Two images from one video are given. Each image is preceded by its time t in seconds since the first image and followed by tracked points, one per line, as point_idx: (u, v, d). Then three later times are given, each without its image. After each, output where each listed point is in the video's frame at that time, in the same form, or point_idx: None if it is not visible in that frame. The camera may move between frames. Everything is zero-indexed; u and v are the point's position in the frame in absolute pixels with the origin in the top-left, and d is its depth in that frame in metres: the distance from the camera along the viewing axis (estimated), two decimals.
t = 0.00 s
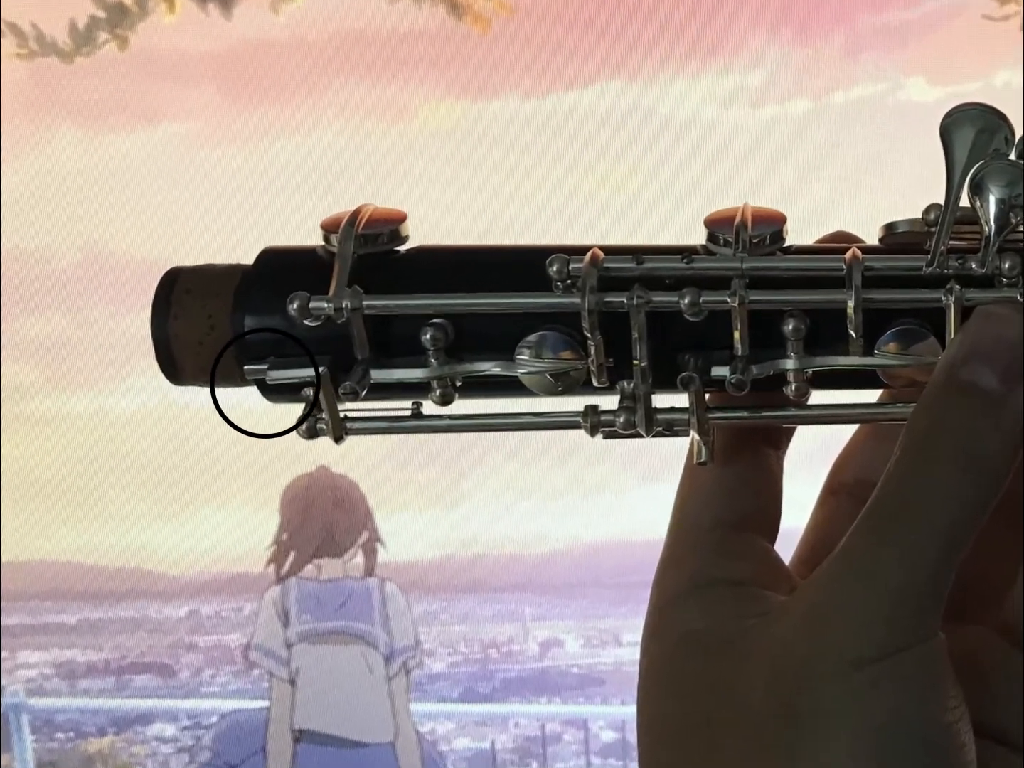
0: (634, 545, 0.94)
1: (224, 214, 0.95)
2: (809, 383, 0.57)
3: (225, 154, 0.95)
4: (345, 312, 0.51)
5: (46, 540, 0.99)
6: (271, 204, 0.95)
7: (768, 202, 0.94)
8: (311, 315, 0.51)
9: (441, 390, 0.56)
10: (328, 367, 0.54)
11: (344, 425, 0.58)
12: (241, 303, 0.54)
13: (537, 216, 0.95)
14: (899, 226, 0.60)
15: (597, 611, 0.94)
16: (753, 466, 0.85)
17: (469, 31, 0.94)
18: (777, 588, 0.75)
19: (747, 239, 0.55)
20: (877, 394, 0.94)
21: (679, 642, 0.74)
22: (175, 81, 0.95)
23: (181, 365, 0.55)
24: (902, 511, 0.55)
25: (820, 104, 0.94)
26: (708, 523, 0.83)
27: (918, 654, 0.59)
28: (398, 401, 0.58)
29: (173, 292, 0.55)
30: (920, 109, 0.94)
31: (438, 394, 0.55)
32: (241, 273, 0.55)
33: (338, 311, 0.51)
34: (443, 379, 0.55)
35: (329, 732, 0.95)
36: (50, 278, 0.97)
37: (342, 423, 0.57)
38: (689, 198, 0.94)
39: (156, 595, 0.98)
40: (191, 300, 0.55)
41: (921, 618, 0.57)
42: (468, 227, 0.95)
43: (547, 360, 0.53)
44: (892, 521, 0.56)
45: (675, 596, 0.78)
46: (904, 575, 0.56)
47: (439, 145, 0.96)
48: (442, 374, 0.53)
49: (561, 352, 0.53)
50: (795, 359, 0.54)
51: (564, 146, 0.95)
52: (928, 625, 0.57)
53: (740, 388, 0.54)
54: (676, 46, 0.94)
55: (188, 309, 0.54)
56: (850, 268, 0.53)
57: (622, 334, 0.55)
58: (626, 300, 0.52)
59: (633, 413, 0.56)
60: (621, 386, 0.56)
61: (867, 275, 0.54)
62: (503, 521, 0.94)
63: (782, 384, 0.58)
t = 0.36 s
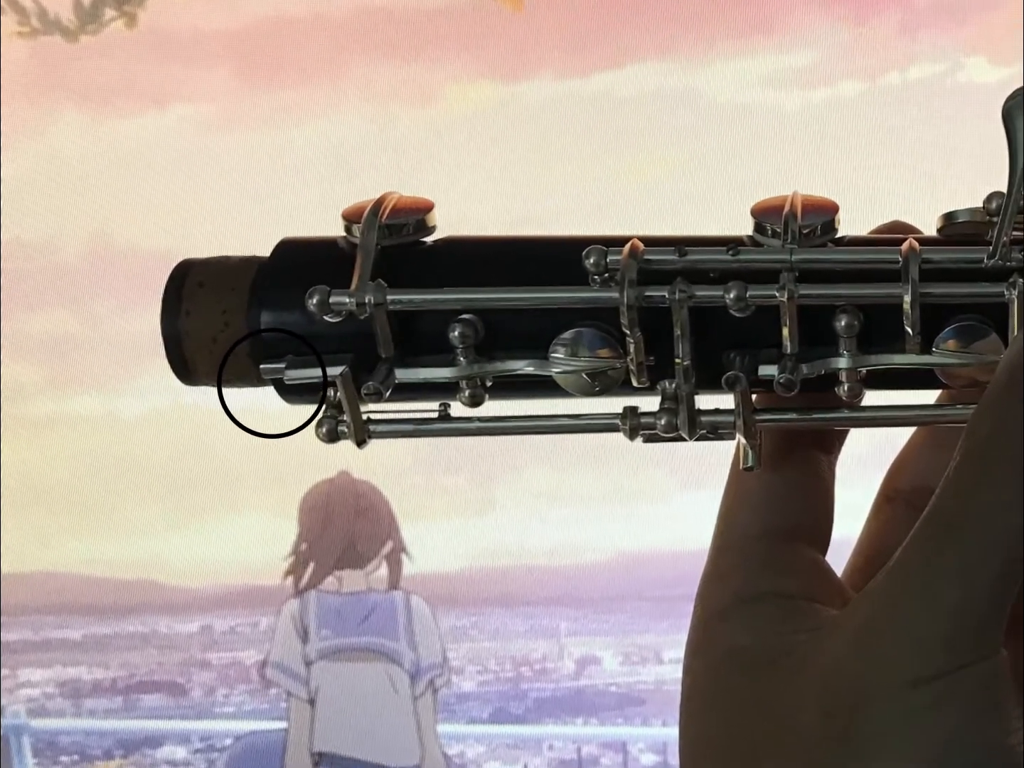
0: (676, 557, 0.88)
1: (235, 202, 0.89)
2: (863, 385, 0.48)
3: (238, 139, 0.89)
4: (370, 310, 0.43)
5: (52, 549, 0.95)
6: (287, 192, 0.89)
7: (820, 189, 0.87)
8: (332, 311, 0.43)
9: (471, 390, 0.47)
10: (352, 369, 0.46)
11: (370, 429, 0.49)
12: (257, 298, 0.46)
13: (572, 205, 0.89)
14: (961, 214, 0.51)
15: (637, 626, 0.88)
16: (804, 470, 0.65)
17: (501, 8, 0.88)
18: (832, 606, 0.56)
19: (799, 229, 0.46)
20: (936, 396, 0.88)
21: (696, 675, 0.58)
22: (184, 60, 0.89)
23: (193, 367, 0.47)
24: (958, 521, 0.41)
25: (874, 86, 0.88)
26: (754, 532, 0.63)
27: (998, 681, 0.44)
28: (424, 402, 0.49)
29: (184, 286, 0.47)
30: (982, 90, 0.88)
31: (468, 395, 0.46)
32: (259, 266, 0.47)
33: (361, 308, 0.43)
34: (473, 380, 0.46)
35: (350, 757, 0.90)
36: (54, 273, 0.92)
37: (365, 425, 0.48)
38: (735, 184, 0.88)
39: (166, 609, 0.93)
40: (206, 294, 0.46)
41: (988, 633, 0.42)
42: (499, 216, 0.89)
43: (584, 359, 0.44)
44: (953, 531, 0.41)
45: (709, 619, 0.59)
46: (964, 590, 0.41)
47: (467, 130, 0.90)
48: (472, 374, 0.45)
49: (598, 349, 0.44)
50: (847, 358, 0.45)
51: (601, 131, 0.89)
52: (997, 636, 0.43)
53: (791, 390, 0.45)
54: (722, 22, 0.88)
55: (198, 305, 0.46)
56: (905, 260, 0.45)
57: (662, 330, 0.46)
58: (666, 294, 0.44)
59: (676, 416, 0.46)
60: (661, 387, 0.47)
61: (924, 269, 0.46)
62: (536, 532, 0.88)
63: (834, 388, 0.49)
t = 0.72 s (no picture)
0: (685, 560, 0.86)
1: (239, 199, 0.88)
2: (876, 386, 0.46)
3: (242, 136, 0.88)
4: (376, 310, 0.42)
5: (54, 550, 0.94)
6: (292, 189, 0.88)
7: (832, 185, 0.86)
8: (337, 310, 0.42)
9: (478, 390, 0.45)
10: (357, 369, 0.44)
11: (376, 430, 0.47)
12: (261, 298, 0.44)
13: (580, 203, 0.88)
14: (976, 211, 0.48)
15: (646, 630, 0.87)
16: (816, 471, 0.59)
17: (509, 2, 0.87)
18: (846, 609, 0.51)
19: (811, 227, 0.44)
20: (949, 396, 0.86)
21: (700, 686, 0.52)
22: (186, 55, 0.88)
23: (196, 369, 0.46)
24: (974, 521, 0.38)
25: (886, 81, 0.87)
26: (766, 534, 0.57)
27: (1018, 685, 0.40)
28: (432, 402, 0.48)
29: (187, 284, 0.45)
30: (997, 85, 0.86)
31: (473, 396, 0.45)
32: (263, 264, 0.45)
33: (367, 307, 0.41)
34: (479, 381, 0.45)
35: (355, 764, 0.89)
36: (55, 271, 0.91)
37: (372, 425, 0.46)
38: (747, 180, 0.87)
39: (168, 612, 0.91)
40: (209, 294, 0.45)
41: (1005, 635, 0.39)
42: (507, 213, 0.88)
43: (592, 359, 0.42)
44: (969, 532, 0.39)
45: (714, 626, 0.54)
46: (978, 590, 0.38)
47: (474, 126, 0.88)
48: (478, 374, 0.43)
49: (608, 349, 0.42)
50: (859, 358, 0.43)
51: (609, 127, 0.88)
52: (1015, 638, 0.40)
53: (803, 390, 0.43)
54: (732, 16, 0.87)
55: (202, 305, 0.44)
56: (918, 259, 0.42)
57: (671, 327, 0.44)
58: (676, 293, 0.42)
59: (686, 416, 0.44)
60: (671, 386, 0.45)
61: (938, 268, 0.43)
62: (543, 535, 0.87)
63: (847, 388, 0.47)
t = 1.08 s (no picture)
0: (685, 560, 0.86)
1: (239, 199, 0.88)
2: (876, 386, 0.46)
3: (242, 136, 0.88)
4: (376, 310, 0.42)
5: (54, 549, 0.94)
6: (292, 189, 0.88)
7: (833, 185, 0.86)
8: (337, 310, 0.42)
9: (478, 390, 0.45)
10: (357, 369, 0.44)
11: (377, 429, 0.47)
12: (261, 298, 0.44)
13: (580, 203, 0.88)
14: (976, 211, 0.48)
15: (646, 630, 0.87)
16: (816, 471, 0.59)
17: (508, 2, 0.87)
18: (845, 607, 0.51)
19: (811, 227, 0.44)
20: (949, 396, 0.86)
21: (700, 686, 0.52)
22: (186, 55, 0.88)
23: (197, 368, 0.46)
24: (974, 521, 0.38)
25: (887, 82, 0.87)
26: (766, 534, 0.57)
27: (1018, 685, 0.40)
28: (432, 402, 0.48)
29: (187, 285, 0.45)
30: (997, 86, 0.86)
31: (473, 396, 0.44)
32: (264, 265, 0.45)
33: (367, 307, 0.41)
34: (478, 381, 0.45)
35: (355, 763, 0.89)
36: (55, 271, 0.91)
37: (372, 425, 0.46)
38: (747, 180, 0.87)
39: (168, 612, 0.91)
40: (209, 293, 0.45)
41: (1005, 634, 0.39)
42: (507, 213, 0.88)
43: (592, 359, 0.42)
44: (970, 530, 0.39)
45: (714, 626, 0.54)
46: (978, 590, 0.38)
47: (474, 126, 0.88)
48: (478, 374, 0.43)
49: (608, 349, 0.42)
50: (859, 358, 0.43)
51: (609, 127, 0.88)
52: (1015, 638, 0.40)
53: (803, 390, 0.43)
54: (732, 17, 0.87)
55: (202, 305, 0.44)
56: (918, 259, 0.42)
57: (671, 328, 0.44)
58: (676, 293, 0.42)
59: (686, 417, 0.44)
60: (671, 386, 0.45)
61: (938, 268, 0.43)
62: (543, 535, 0.87)
63: (847, 388, 0.47)
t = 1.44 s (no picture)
0: (685, 560, 0.86)
1: (239, 199, 0.88)
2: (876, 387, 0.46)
3: (241, 136, 0.88)
4: (376, 310, 0.42)
5: (55, 549, 0.94)
6: (292, 189, 0.88)
7: (833, 185, 0.86)
8: (337, 310, 0.42)
9: (478, 390, 0.45)
10: (358, 369, 0.44)
11: (377, 428, 0.47)
12: (262, 298, 0.44)
13: (580, 203, 0.88)
14: (976, 211, 0.48)
15: (646, 630, 0.87)
16: (816, 471, 0.60)
17: (509, 2, 0.87)
18: (845, 607, 0.51)
19: (811, 227, 0.44)
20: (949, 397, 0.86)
21: (700, 687, 0.52)
22: (186, 56, 0.88)
23: (197, 368, 0.46)
24: (974, 521, 0.38)
25: (887, 82, 0.87)
26: (766, 533, 0.57)
27: (1018, 685, 0.40)
28: (432, 402, 0.48)
29: (187, 285, 0.45)
30: (997, 86, 0.86)
31: (473, 396, 0.44)
32: (264, 265, 0.45)
33: (367, 307, 0.41)
34: (478, 381, 0.45)
35: (355, 764, 0.89)
36: (55, 271, 0.91)
37: (371, 425, 0.46)
38: (747, 181, 0.87)
39: (167, 613, 0.91)
40: (209, 293, 0.45)
41: (1005, 635, 0.39)
42: (507, 213, 0.88)
43: (592, 359, 0.42)
44: (970, 531, 0.39)
45: (714, 626, 0.54)
46: (978, 591, 0.38)
47: (474, 126, 0.88)
48: (479, 374, 0.43)
49: (608, 349, 0.42)
50: (859, 358, 0.43)
51: (610, 127, 0.88)
52: (1015, 638, 0.40)
53: (802, 390, 0.43)
54: (733, 16, 0.87)
55: (202, 305, 0.44)
56: (918, 259, 0.42)
57: (671, 328, 0.44)
58: (676, 293, 0.42)
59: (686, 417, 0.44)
60: (671, 386, 0.45)
61: (938, 268, 0.43)
62: (543, 535, 0.87)
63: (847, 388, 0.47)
